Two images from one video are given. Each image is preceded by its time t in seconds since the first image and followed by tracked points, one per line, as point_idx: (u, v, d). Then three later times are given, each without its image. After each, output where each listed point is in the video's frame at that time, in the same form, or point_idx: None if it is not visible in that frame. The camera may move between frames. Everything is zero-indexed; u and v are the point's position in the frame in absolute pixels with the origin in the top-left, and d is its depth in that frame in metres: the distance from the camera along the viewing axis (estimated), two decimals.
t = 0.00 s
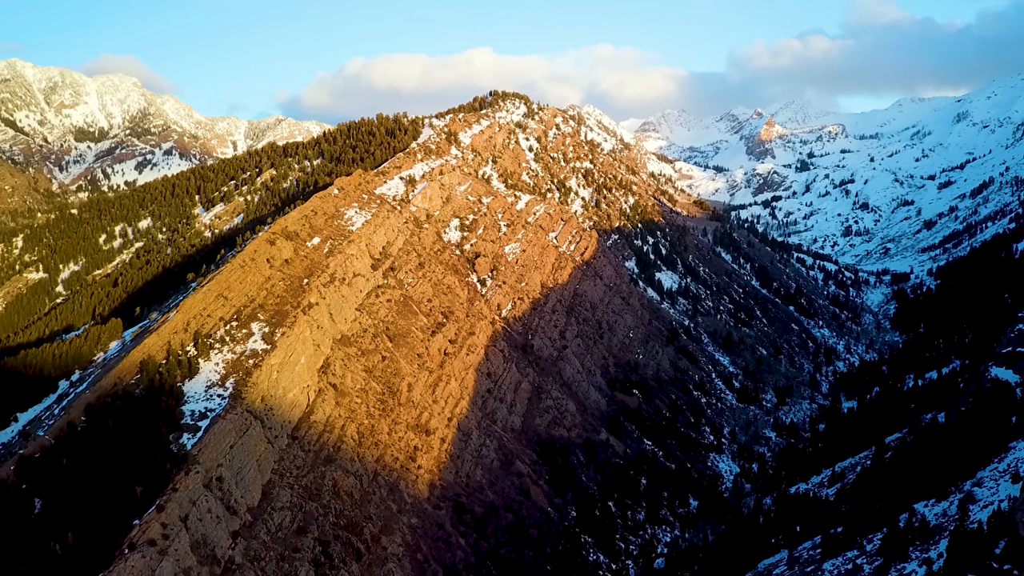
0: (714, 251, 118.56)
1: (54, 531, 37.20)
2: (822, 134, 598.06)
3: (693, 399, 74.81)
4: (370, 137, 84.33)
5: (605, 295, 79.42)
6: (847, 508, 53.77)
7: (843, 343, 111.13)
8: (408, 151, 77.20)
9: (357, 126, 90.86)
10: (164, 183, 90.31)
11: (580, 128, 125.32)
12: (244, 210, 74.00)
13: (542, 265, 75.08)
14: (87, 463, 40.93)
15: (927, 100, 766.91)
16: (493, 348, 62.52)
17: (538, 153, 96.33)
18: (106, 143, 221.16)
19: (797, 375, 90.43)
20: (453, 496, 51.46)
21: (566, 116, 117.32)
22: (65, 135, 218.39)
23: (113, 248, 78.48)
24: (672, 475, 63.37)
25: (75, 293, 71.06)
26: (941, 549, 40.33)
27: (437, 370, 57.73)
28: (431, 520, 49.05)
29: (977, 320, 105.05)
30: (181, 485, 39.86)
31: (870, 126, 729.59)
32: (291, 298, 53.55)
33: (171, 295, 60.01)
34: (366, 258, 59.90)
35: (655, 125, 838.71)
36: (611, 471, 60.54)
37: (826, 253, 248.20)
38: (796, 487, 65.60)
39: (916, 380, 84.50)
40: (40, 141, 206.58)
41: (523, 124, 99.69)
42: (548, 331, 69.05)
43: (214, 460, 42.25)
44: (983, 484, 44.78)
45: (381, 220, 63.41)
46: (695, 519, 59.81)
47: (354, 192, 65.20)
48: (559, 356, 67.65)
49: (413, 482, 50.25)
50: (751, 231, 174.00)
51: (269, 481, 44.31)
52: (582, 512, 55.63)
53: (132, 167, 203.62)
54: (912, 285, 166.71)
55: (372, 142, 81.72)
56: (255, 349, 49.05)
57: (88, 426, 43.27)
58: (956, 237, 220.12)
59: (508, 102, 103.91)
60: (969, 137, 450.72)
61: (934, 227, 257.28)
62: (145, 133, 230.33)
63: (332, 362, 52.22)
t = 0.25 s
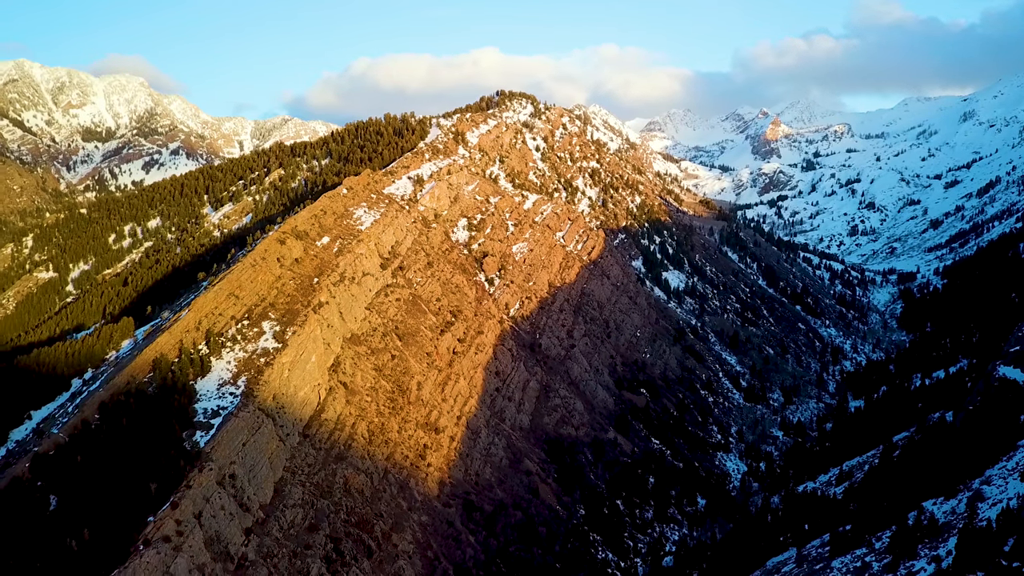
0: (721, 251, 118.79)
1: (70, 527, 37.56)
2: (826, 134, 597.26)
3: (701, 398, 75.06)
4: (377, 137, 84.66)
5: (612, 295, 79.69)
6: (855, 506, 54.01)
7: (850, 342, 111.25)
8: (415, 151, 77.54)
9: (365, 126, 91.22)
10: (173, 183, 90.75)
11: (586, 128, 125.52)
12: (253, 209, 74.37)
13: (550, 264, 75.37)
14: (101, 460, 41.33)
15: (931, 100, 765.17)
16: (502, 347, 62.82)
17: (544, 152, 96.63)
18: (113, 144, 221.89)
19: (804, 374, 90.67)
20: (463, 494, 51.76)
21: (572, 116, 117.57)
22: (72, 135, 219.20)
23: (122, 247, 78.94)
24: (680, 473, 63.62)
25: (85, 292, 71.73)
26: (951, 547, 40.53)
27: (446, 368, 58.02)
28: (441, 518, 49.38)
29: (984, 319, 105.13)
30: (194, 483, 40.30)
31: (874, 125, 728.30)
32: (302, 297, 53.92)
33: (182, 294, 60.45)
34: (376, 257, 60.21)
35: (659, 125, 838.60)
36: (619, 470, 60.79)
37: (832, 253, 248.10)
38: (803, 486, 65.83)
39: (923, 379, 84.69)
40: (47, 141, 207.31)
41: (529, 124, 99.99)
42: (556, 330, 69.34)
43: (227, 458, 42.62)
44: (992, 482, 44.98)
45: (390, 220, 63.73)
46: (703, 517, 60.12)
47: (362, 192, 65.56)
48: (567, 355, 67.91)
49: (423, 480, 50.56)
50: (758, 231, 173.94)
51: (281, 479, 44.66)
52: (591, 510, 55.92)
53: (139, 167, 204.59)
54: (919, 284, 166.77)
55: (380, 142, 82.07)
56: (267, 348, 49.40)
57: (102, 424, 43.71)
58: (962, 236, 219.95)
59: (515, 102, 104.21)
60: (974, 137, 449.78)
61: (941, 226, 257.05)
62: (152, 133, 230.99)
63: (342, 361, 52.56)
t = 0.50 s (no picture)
0: (729, 250, 118.97)
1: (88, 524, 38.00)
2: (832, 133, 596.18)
3: (709, 397, 75.30)
4: (387, 137, 85.04)
5: (621, 294, 79.96)
6: (865, 504, 54.23)
7: (858, 341, 111.28)
8: (424, 151, 77.90)
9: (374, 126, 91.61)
10: (183, 183, 91.31)
11: (593, 127, 125.76)
12: (263, 209, 74.85)
13: (558, 263, 75.66)
14: (117, 457, 41.73)
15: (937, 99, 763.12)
16: (511, 346, 63.13)
17: (552, 152, 96.94)
18: (122, 144, 222.91)
19: (812, 373, 90.88)
20: (474, 492, 52.08)
21: (579, 115, 117.84)
22: (81, 135, 220.34)
23: (133, 247, 79.52)
24: (689, 472, 63.85)
25: (97, 291, 72.49)
26: (961, 544, 40.75)
27: (456, 367, 58.33)
28: (453, 515, 49.71)
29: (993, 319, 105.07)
30: (209, 480, 40.70)
31: (878, 125, 727.58)
32: (314, 296, 54.30)
33: (195, 293, 61.00)
34: (386, 257, 60.57)
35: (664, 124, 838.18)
36: (628, 469, 61.03)
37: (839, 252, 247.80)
38: (812, 485, 66.03)
39: (932, 378, 84.80)
40: (56, 141, 208.33)
41: (537, 124, 100.32)
42: (565, 329, 69.63)
43: (241, 455, 43.03)
44: (1002, 480, 45.16)
45: (400, 220, 64.06)
46: (712, 516, 60.45)
47: (372, 192, 65.97)
48: (576, 354, 68.18)
49: (434, 478, 50.90)
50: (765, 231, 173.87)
51: (294, 476, 45.01)
52: (600, 508, 56.22)
53: (148, 167, 205.79)
54: (927, 284, 166.53)
55: (389, 142, 82.51)
56: (280, 346, 49.81)
57: (118, 422, 44.18)
58: (970, 236, 219.53)
59: (523, 101, 104.57)
60: (981, 136, 448.49)
61: (949, 226, 256.47)
62: (161, 134, 232.15)
63: (354, 359, 52.93)
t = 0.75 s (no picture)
0: (738, 250, 119.08)
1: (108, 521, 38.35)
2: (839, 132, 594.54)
3: (720, 396, 75.48)
4: (397, 137, 85.45)
5: (631, 293, 80.21)
6: (876, 503, 54.39)
7: (868, 341, 111.23)
8: (435, 151, 78.31)
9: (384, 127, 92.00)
10: (195, 183, 92.01)
11: (603, 127, 125.91)
12: (275, 209, 75.37)
13: (569, 263, 75.92)
14: (135, 456, 42.15)
15: (946, 98, 759.46)
16: (523, 346, 63.48)
17: (562, 152, 97.24)
18: (132, 145, 224.18)
19: (822, 373, 90.99)
20: (486, 490, 52.42)
21: (589, 115, 118.11)
22: (92, 136, 221.66)
23: (146, 247, 80.18)
24: (700, 471, 64.04)
25: (111, 291, 73.34)
26: (973, 543, 40.92)
27: (468, 366, 58.66)
28: (466, 513, 50.05)
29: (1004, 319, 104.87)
30: (227, 477, 41.12)
31: (886, 124, 725.15)
32: (327, 295, 54.73)
33: (209, 292, 61.62)
34: (398, 256, 60.96)
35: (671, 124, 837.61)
36: (639, 467, 61.27)
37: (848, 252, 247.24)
38: (823, 484, 66.26)
39: (942, 378, 84.81)
40: (68, 142, 209.56)
41: (547, 124, 100.74)
42: (575, 328, 69.91)
43: (258, 453, 43.46)
44: (1015, 479, 45.28)
45: (411, 220, 64.45)
46: (724, 515, 60.75)
47: (384, 191, 66.42)
48: (587, 354, 68.47)
49: (447, 475, 51.23)
50: (775, 230, 173.68)
51: (310, 474, 45.43)
52: (612, 507, 56.53)
53: (158, 168, 207.15)
54: (937, 284, 166.07)
55: (400, 142, 82.94)
56: (294, 345, 50.26)
57: (135, 420, 44.70)
58: (980, 236, 218.83)
59: (533, 102, 104.93)
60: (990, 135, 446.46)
61: (958, 225, 255.49)
62: (171, 135, 233.60)
63: (367, 358, 53.32)
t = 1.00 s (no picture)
0: (751, 249, 119.07)
1: (131, 516, 38.99)
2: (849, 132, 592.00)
3: (733, 396, 75.61)
4: (411, 137, 85.92)
5: (644, 293, 80.42)
6: (891, 502, 54.49)
7: (881, 341, 110.96)
8: (449, 151, 78.76)
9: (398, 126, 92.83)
10: (210, 184, 92.81)
11: (614, 127, 126.06)
12: (290, 209, 76.00)
13: (582, 263, 76.20)
14: (156, 452, 42.77)
15: (957, 97, 754.89)
16: (537, 345, 63.79)
17: (574, 152, 97.51)
18: (146, 146, 225.83)
19: (835, 372, 91.00)
20: (502, 488, 52.78)
21: (601, 115, 118.32)
22: (107, 137, 223.32)
23: (162, 247, 81.05)
24: (714, 471, 64.19)
25: (129, 290, 74.11)
26: (989, 541, 41.04)
27: (483, 365, 59.03)
28: (482, 511, 50.42)
29: (1018, 318, 104.43)
30: (247, 474, 41.61)
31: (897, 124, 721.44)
32: (344, 295, 55.22)
33: (227, 291, 62.32)
34: (413, 256, 61.38)
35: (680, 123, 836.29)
36: (653, 466, 61.46)
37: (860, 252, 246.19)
38: (838, 483, 66.37)
39: (957, 377, 84.69)
40: (82, 143, 211.19)
41: (559, 124, 101.11)
42: (589, 328, 70.19)
43: (277, 450, 43.92)
44: None
45: (426, 220, 64.89)
46: (738, 513, 60.92)
47: (399, 192, 66.94)
48: (601, 353, 68.76)
49: (463, 473, 51.59)
50: (787, 230, 173.23)
51: (328, 471, 45.86)
52: (627, 505, 56.81)
53: (172, 169, 208.90)
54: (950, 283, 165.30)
55: (414, 142, 83.39)
56: (312, 344, 50.78)
57: (156, 418, 45.30)
58: (993, 235, 217.53)
59: (545, 102, 105.26)
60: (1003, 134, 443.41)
61: (972, 225, 253.85)
62: (184, 136, 235.49)
63: (384, 357, 53.74)
